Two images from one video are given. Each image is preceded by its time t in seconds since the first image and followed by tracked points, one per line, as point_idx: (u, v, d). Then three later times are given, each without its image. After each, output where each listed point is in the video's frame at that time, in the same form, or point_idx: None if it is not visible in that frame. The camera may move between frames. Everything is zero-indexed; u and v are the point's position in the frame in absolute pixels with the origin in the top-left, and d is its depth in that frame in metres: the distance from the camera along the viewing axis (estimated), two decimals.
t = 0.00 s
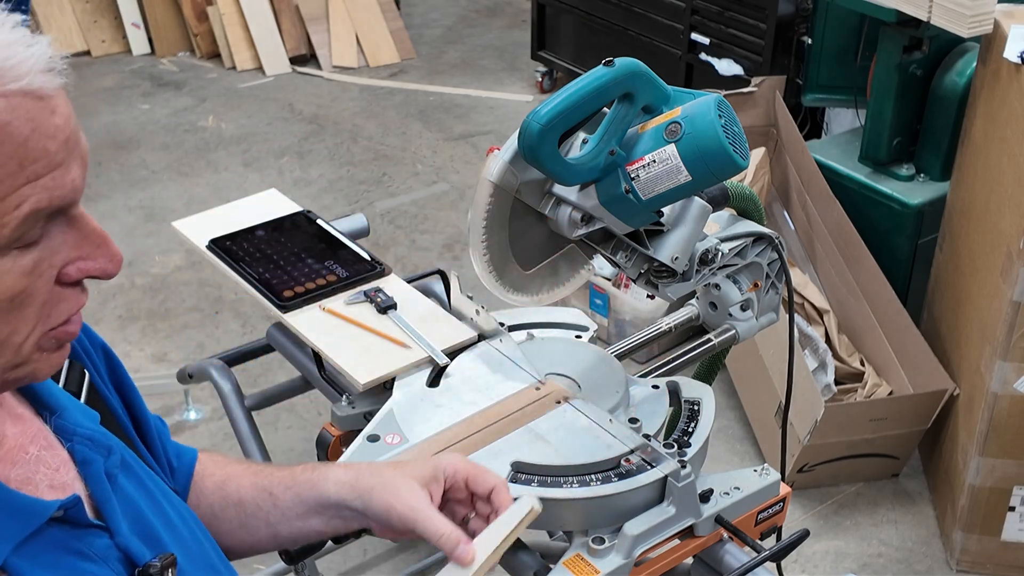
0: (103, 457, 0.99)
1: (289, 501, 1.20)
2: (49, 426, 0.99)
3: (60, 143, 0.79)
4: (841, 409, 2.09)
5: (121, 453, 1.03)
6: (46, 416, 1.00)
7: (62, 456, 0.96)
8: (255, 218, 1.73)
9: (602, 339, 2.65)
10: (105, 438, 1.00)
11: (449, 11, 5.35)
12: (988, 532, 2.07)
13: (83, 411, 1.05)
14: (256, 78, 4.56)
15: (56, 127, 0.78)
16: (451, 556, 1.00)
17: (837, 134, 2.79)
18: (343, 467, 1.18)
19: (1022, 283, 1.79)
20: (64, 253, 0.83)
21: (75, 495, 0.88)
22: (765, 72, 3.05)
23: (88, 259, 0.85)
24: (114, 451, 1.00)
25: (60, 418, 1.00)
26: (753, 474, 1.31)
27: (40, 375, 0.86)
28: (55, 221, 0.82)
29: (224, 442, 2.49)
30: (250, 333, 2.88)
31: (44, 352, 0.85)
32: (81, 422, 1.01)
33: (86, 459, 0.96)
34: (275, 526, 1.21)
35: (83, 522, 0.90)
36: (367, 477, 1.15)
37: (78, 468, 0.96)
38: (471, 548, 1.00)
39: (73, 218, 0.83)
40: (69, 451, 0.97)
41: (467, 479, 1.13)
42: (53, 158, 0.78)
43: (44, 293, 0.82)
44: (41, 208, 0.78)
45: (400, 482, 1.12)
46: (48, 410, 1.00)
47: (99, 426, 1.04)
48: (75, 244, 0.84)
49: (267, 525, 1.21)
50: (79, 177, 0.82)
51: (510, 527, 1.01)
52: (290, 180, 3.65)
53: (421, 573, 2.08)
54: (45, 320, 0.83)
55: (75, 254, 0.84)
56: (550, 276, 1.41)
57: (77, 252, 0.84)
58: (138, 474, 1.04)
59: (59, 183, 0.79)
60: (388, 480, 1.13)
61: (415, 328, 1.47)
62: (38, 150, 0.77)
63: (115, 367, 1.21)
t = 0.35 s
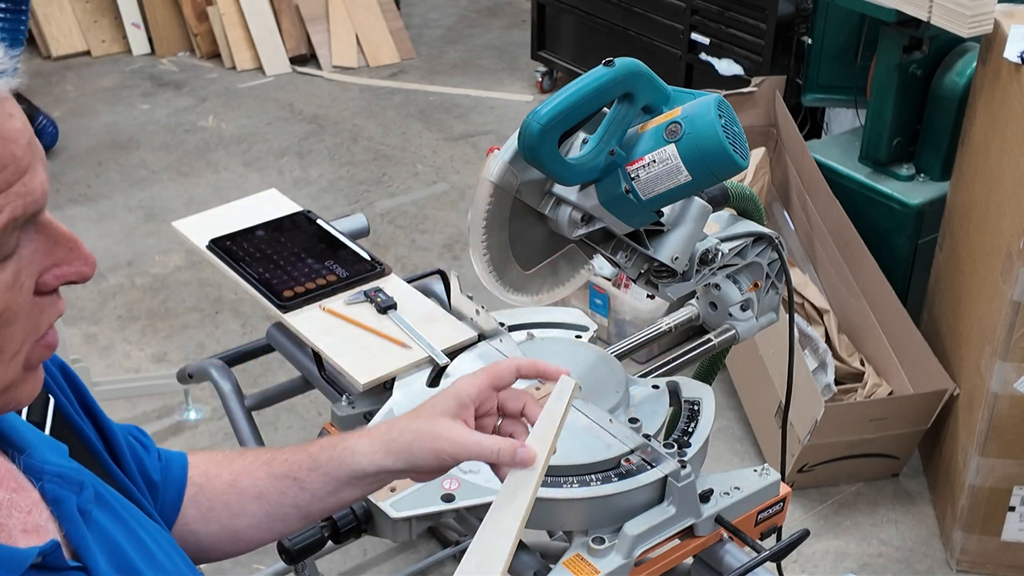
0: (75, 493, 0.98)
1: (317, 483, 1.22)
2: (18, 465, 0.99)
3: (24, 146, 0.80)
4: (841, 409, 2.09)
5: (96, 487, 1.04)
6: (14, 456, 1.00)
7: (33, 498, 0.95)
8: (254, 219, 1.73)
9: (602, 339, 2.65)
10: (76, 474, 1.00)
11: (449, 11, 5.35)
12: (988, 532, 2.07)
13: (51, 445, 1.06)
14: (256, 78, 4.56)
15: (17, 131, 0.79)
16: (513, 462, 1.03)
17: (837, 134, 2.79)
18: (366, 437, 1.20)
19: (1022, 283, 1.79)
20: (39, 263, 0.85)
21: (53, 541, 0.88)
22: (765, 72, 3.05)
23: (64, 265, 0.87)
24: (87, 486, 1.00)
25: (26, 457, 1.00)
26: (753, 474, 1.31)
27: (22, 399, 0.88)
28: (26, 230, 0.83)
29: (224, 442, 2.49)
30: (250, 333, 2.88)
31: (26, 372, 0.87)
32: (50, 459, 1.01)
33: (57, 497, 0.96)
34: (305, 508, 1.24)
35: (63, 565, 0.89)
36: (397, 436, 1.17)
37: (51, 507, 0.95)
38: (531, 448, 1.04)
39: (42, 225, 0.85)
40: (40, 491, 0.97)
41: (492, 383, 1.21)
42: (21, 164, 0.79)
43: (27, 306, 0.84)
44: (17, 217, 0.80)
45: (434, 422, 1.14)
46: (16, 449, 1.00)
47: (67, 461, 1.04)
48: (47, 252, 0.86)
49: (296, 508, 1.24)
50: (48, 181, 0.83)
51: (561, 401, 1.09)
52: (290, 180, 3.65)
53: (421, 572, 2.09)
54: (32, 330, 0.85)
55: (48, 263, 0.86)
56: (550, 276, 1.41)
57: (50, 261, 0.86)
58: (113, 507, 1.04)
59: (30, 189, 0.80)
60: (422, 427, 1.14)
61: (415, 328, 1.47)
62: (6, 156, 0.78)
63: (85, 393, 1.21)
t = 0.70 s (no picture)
0: (63, 508, 0.99)
1: (320, 480, 1.24)
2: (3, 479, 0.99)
3: None
4: (840, 409, 2.09)
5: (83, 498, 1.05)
6: None
7: (21, 514, 0.94)
8: (254, 219, 1.73)
9: (602, 339, 2.65)
10: (62, 487, 1.01)
11: (449, 11, 5.35)
12: (988, 532, 2.07)
13: (35, 458, 1.06)
14: (256, 78, 4.56)
15: None
16: (520, 453, 1.04)
17: (837, 134, 2.79)
18: (370, 431, 1.19)
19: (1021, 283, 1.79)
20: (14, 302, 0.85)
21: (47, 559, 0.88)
22: (765, 72, 3.05)
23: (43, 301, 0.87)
24: (74, 499, 1.01)
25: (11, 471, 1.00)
26: (753, 474, 1.31)
27: None
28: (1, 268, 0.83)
29: (223, 442, 2.49)
30: (250, 333, 2.88)
31: None
32: (36, 473, 1.01)
33: (46, 512, 0.96)
34: (308, 505, 1.25)
35: None
36: (401, 428, 1.16)
37: (40, 523, 0.96)
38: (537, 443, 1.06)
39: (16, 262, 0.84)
40: (27, 506, 0.97)
41: (495, 376, 1.21)
42: None
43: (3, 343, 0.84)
44: None
45: (442, 416, 1.13)
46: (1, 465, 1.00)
47: (51, 474, 1.04)
48: (23, 289, 0.86)
49: (299, 504, 1.26)
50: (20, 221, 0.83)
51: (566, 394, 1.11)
52: (290, 180, 3.65)
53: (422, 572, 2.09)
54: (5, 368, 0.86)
55: (26, 299, 0.86)
56: (550, 276, 1.41)
57: (27, 297, 0.86)
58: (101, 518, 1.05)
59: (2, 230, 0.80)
60: (429, 422, 1.13)
61: (415, 328, 1.47)
62: None
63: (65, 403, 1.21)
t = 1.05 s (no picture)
0: (60, 512, 1.01)
1: (307, 512, 1.24)
2: None
3: None
4: (840, 409, 2.09)
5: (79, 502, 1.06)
6: None
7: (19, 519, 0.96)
8: (254, 219, 1.73)
9: (602, 339, 2.65)
10: (59, 493, 1.02)
11: (449, 11, 5.35)
12: (988, 532, 2.07)
13: (29, 466, 1.09)
14: (256, 78, 4.56)
15: None
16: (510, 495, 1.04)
17: (837, 134, 2.79)
18: (359, 467, 1.19)
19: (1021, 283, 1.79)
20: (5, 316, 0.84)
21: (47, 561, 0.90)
22: (765, 72, 3.05)
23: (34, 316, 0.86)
24: (71, 504, 1.02)
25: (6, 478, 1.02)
26: (753, 474, 1.31)
27: None
28: None
29: (224, 442, 2.49)
30: (250, 333, 2.88)
31: None
32: (32, 479, 1.03)
33: (43, 518, 0.97)
34: (294, 536, 1.26)
35: None
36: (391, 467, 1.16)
37: (38, 528, 0.97)
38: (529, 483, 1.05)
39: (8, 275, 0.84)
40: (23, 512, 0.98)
41: (490, 415, 1.18)
42: None
43: None
44: None
45: (431, 454, 1.13)
46: None
47: (48, 479, 1.07)
48: (14, 303, 0.85)
49: (285, 535, 1.26)
50: (10, 234, 0.82)
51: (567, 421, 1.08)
52: (290, 180, 3.65)
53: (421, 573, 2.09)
54: None
55: (16, 315, 0.85)
56: (550, 276, 1.41)
57: (18, 312, 0.85)
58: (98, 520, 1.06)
59: None
60: (417, 462, 1.13)
61: (415, 328, 1.47)
62: None
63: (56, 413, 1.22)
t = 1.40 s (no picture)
0: (73, 495, 1.01)
1: (290, 540, 1.25)
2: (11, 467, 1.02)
3: None
4: (840, 408, 2.09)
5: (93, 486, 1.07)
6: (8, 460, 1.03)
7: (33, 501, 0.98)
8: (254, 219, 1.73)
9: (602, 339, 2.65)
10: (71, 475, 1.03)
11: (449, 11, 5.35)
12: (988, 532, 2.07)
13: (42, 449, 1.11)
14: (256, 78, 4.56)
15: None
16: (494, 556, 1.04)
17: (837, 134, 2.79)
18: (345, 506, 1.19)
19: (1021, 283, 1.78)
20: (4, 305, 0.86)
21: (61, 543, 0.91)
22: (765, 72, 3.05)
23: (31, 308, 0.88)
24: (83, 487, 1.03)
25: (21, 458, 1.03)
26: (753, 474, 1.31)
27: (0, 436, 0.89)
28: None
29: (224, 442, 2.49)
30: (250, 333, 2.88)
31: None
32: (46, 462, 1.04)
33: (56, 499, 0.98)
34: (276, 561, 1.28)
35: (74, 565, 0.93)
36: (376, 513, 1.15)
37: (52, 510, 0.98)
38: (551, 473, 1.09)
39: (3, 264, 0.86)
40: (37, 494, 0.99)
41: (488, 485, 1.16)
42: None
43: None
44: None
45: (420, 513, 1.12)
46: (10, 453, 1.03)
47: (60, 463, 1.07)
48: (11, 294, 0.87)
49: (268, 560, 1.28)
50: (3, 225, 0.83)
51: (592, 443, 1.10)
52: (290, 180, 3.65)
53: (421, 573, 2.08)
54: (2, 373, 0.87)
55: (14, 303, 0.87)
56: (550, 276, 1.41)
57: (16, 301, 0.87)
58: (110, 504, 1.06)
59: None
60: (404, 514, 1.13)
61: (415, 328, 1.47)
62: None
63: (68, 409, 1.24)
